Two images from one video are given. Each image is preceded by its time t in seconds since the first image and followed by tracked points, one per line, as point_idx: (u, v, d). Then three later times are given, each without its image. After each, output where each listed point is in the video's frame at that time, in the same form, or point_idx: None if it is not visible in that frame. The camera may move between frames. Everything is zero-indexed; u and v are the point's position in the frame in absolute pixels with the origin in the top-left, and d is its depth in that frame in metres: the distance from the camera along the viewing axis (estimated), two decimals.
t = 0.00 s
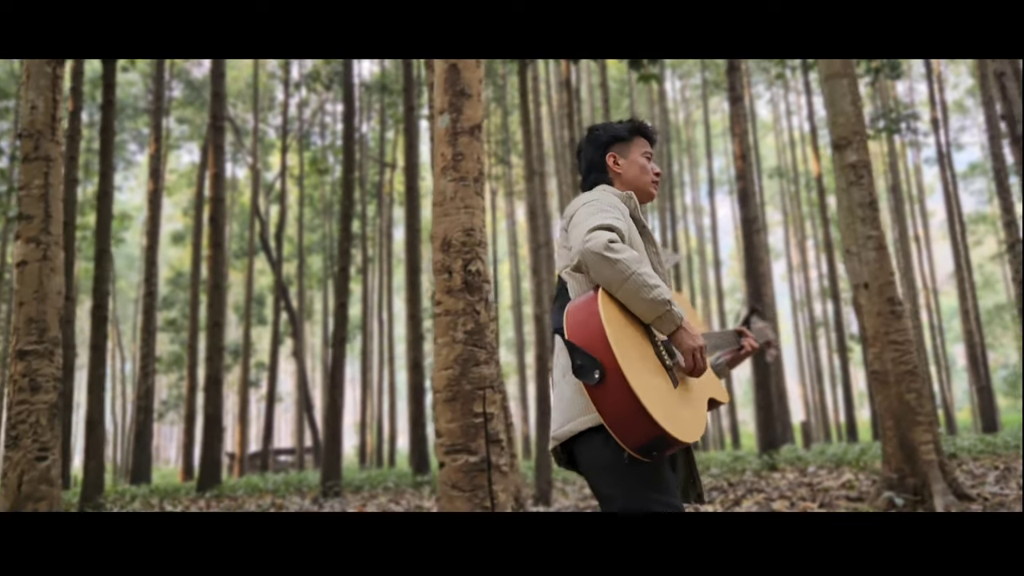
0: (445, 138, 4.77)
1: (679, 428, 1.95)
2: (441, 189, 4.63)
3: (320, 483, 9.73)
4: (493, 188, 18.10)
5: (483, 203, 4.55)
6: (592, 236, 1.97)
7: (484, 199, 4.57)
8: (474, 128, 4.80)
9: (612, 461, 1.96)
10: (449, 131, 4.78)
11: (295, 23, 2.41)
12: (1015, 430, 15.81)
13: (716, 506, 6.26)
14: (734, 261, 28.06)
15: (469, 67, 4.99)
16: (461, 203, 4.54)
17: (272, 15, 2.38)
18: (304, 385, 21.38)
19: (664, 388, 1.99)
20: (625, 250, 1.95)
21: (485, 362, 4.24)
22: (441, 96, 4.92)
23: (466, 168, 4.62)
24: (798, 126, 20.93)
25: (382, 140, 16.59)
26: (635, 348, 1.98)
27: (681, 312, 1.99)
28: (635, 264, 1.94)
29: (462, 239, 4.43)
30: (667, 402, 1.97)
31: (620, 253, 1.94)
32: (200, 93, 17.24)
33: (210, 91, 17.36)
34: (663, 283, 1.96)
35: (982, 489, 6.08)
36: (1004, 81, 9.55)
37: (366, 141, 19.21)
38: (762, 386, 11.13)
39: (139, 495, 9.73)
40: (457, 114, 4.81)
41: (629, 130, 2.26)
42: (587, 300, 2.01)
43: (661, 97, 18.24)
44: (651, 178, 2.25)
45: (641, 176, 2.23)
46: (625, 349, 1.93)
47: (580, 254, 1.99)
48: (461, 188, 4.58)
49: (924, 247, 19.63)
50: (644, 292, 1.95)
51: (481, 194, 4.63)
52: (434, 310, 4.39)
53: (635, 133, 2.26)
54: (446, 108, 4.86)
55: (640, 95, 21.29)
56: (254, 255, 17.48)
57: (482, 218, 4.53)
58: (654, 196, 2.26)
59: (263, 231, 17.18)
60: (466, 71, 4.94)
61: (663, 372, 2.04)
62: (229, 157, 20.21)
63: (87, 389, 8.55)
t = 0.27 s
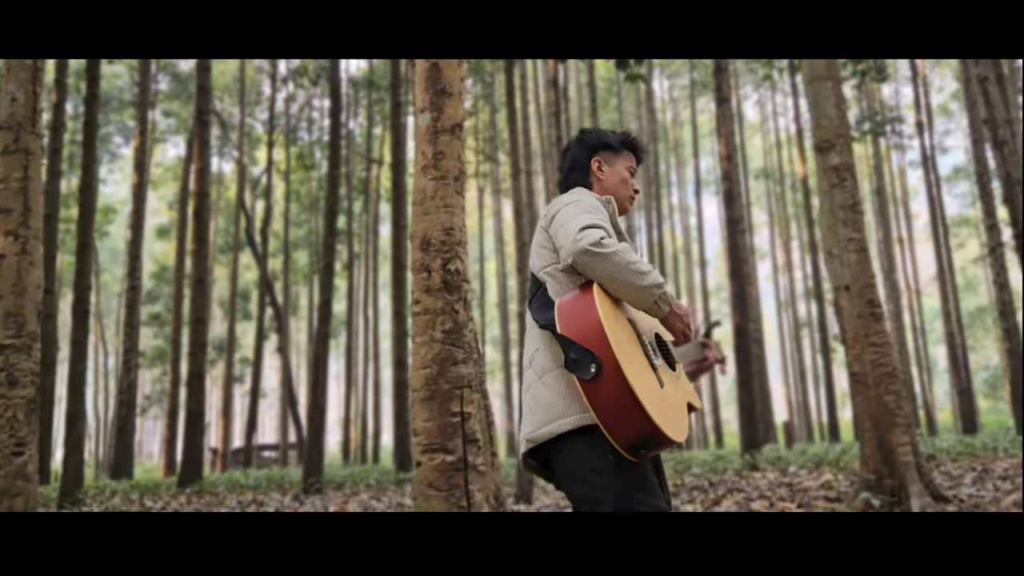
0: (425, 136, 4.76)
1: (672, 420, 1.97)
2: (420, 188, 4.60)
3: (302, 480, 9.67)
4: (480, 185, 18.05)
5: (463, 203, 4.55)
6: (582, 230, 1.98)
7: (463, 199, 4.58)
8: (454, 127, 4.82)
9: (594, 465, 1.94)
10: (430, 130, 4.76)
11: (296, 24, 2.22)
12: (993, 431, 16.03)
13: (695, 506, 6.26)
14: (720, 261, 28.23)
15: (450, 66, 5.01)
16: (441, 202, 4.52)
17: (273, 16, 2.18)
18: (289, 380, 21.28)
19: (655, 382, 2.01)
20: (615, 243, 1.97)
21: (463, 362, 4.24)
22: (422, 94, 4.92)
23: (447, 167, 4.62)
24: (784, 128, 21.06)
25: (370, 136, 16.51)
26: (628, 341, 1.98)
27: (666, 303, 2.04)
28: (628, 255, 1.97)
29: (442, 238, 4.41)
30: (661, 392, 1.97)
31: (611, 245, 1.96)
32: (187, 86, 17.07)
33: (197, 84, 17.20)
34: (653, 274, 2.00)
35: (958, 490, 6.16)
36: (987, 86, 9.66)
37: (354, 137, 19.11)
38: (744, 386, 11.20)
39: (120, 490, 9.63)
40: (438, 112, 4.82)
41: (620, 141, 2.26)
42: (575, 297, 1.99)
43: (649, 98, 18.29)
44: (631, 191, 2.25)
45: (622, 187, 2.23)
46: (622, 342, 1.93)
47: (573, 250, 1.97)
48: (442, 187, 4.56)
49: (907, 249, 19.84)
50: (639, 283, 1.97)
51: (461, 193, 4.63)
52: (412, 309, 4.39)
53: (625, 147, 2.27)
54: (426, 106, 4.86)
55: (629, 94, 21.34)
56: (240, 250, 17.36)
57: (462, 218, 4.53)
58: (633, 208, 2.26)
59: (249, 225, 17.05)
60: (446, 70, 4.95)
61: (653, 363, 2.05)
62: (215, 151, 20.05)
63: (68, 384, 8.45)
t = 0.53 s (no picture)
0: (398, 136, 4.76)
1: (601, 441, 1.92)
2: (394, 188, 4.61)
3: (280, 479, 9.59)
4: (461, 184, 18.05)
5: (435, 201, 4.56)
6: (507, 251, 1.92)
7: (436, 198, 4.59)
8: (427, 126, 4.81)
9: (534, 482, 1.94)
10: (402, 130, 4.77)
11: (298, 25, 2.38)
12: (966, 426, 16.32)
13: (671, 504, 6.30)
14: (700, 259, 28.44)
15: (424, 63, 4.99)
16: (413, 201, 4.53)
17: (273, 16, 2.35)
18: (268, 379, 21.12)
19: (586, 401, 1.96)
20: (538, 270, 1.89)
21: (435, 362, 4.23)
22: (395, 93, 4.90)
23: (420, 166, 4.63)
24: (763, 128, 21.25)
25: (351, 133, 16.41)
26: (554, 363, 1.94)
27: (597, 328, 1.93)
28: (548, 283, 1.88)
29: (415, 237, 4.43)
30: (586, 415, 1.93)
31: (533, 273, 1.88)
32: (165, 82, 16.83)
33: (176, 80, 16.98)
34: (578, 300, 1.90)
35: (928, 486, 6.28)
36: (960, 87, 9.81)
37: (335, 134, 18.98)
38: (722, 384, 11.28)
39: (94, 490, 9.48)
40: (411, 111, 4.81)
41: (596, 152, 2.20)
42: (503, 319, 1.98)
43: (629, 96, 18.38)
44: (598, 205, 2.21)
45: (588, 198, 2.20)
46: (541, 367, 1.89)
47: (493, 275, 1.92)
48: (415, 186, 4.58)
49: (884, 248, 20.09)
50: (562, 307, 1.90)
51: (434, 191, 4.64)
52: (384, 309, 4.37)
53: (601, 156, 2.20)
54: (400, 106, 4.85)
55: (610, 93, 21.41)
56: (218, 247, 17.17)
57: (435, 216, 4.54)
58: (601, 218, 2.24)
59: (228, 223, 16.88)
60: (420, 68, 4.93)
61: (588, 384, 2.00)
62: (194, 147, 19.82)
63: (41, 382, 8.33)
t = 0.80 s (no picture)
0: (385, 135, 4.75)
1: (519, 460, 1.87)
2: (380, 187, 4.60)
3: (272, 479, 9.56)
4: (453, 182, 18.01)
5: (422, 201, 4.54)
6: (434, 269, 2.02)
7: (424, 197, 4.57)
8: (414, 126, 4.80)
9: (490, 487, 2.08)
10: (389, 129, 4.76)
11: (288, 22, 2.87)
12: (958, 421, 16.41)
13: (662, 501, 6.32)
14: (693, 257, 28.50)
15: (411, 63, 4.97)
16: (400, 200, 4.52)
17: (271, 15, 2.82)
18: (260, 379, 21.04)
19: (509, 419, 1.93)
20: (454, 291, 1.95)
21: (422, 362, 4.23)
22: (382, 92, 4.88)
23: (407, 166, 4.61)
24: (754, 125, 21.30)
25: (342, 131, 16.34)
26: (477, 382, 1.96)
27: (518, 344, 1.92)
28: (462, 304, 1.93)
29: (402, 236, 4.41)
30: (510, 433, 1.91)
31: (447, 295, 1.94)
32: (154, 81, 16.75)
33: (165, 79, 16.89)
34: (491, 320, 1.91)
35: (917, 482, 6.31)
36: (949, 85, 9.86)
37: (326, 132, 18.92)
38: (714, 382, 11.32)
39: (85, 491, 9.44)
40: (398, 111, 4.80)
41: (566, 138, 2.22)
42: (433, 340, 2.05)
43: (621, 94, 18.40)
44: (577, 191, 2.24)
45: (564, 186, 2.24)
46: (454, 388, 1.91)
47: (420, 297, 2.03)
48: (401, 186, 4.57)
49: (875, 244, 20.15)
50: (474, 328, 1.93)
51: (421, 191, 4.63)
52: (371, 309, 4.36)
53: (573, 142, 2.22)
54: (386, 106, 4.84)
55: (602, 91, 21.42)
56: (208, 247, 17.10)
57: (422, 216, 4.52)
58: (578, 205, 2.26)
59: (218, 222, 16.80)
60: (407, 68, 4.91)
61: (520, 401, 1.98)
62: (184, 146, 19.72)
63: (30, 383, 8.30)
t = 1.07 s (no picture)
0: (389, 132, 4.76)
1: (462, 464, 1.92)
2: (384, 185, 4.63)
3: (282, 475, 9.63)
4: (462, 177, 18.01)
5: (426, 198, 4.57)
6: (397, 281, 2.17)
7: (427, 194, 4.59)
8: (418, 123, 4.81)
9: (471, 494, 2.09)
10: (392, 126, 4.76)
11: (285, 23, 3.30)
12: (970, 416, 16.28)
13: (670, 495, 6.34)
14: (702, 251, 28.39)
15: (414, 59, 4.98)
16: (404, 198, 4.55)
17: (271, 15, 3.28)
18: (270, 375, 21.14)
19: (461, 421, 2.00)
20: (406, 300, 2.08)
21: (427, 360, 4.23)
22: (386, 89, 4.90)
23: (410, 164, 4.62)
24: (763, 118, 21.17)
25: (350, 127, 16.37)
26: (435, 386, 2.06)
27: (474, 333, 2.01)
28: (413, 310, 2.07)
29: (406, 233, 4.43)
30: (461, 434, 1.98)
31: (400, 304, 2.09)
32: (163, 79, 16.84)
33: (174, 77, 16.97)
34: (441, 320, 2.03)
35: (926, 476, 6.28)
36: (959, 76, 9.78)
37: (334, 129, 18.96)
38: (723, 376, 11.29)
39: (97, 487, 9.55)
40: (401, 108, 4.81)
41: (549, 118, 2.23)
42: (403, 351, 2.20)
43: (629, 88, 18.32)
44: (568, 171, 2.22)
45: (552, 168, 2.23)
46: (408, 397, 2.04)
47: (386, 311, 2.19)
48: (405, 183, 4.60)
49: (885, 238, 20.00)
50: (428, 336, 2.06)
51: (425, 188, 4.65)
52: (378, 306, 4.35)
53: (554, 121, 2.23)
54: (389, 102, 4.85)
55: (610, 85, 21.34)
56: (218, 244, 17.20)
57: (426, 213, 4.55)
58: (571, 185, 2.24)
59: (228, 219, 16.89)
60: (410, 65, 4.92)
61: (477, 402, 2.03)
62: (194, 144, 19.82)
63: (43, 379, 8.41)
